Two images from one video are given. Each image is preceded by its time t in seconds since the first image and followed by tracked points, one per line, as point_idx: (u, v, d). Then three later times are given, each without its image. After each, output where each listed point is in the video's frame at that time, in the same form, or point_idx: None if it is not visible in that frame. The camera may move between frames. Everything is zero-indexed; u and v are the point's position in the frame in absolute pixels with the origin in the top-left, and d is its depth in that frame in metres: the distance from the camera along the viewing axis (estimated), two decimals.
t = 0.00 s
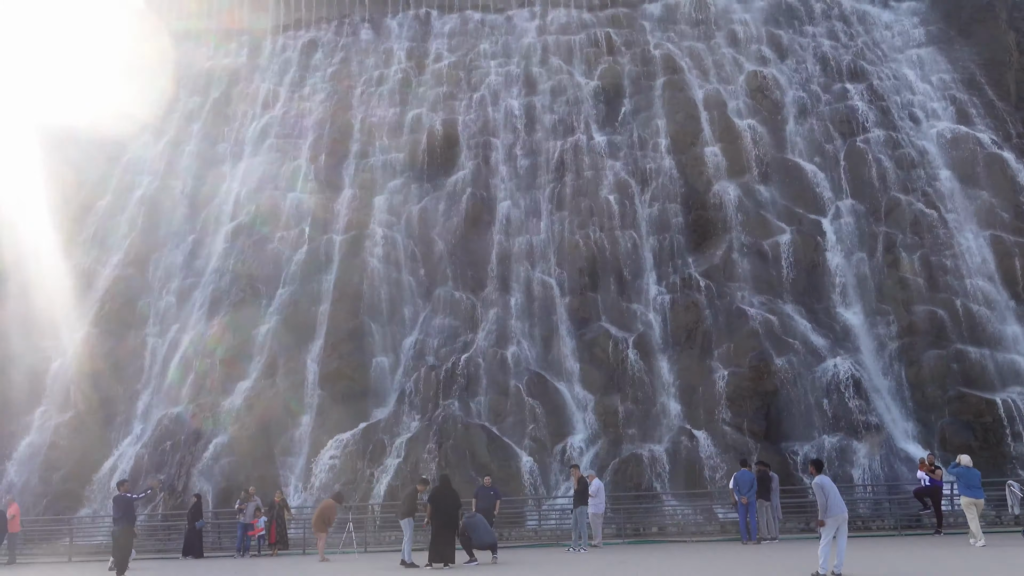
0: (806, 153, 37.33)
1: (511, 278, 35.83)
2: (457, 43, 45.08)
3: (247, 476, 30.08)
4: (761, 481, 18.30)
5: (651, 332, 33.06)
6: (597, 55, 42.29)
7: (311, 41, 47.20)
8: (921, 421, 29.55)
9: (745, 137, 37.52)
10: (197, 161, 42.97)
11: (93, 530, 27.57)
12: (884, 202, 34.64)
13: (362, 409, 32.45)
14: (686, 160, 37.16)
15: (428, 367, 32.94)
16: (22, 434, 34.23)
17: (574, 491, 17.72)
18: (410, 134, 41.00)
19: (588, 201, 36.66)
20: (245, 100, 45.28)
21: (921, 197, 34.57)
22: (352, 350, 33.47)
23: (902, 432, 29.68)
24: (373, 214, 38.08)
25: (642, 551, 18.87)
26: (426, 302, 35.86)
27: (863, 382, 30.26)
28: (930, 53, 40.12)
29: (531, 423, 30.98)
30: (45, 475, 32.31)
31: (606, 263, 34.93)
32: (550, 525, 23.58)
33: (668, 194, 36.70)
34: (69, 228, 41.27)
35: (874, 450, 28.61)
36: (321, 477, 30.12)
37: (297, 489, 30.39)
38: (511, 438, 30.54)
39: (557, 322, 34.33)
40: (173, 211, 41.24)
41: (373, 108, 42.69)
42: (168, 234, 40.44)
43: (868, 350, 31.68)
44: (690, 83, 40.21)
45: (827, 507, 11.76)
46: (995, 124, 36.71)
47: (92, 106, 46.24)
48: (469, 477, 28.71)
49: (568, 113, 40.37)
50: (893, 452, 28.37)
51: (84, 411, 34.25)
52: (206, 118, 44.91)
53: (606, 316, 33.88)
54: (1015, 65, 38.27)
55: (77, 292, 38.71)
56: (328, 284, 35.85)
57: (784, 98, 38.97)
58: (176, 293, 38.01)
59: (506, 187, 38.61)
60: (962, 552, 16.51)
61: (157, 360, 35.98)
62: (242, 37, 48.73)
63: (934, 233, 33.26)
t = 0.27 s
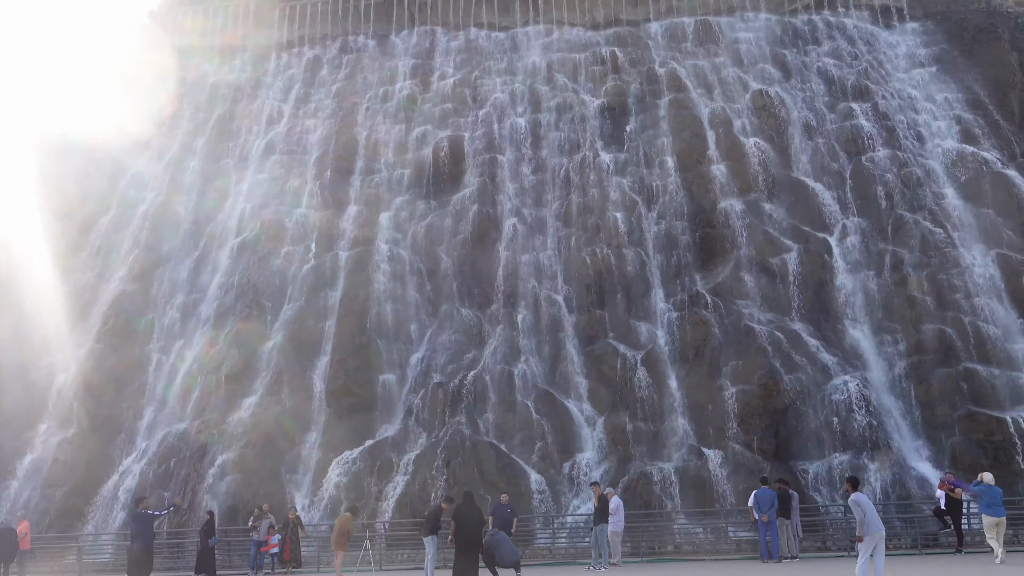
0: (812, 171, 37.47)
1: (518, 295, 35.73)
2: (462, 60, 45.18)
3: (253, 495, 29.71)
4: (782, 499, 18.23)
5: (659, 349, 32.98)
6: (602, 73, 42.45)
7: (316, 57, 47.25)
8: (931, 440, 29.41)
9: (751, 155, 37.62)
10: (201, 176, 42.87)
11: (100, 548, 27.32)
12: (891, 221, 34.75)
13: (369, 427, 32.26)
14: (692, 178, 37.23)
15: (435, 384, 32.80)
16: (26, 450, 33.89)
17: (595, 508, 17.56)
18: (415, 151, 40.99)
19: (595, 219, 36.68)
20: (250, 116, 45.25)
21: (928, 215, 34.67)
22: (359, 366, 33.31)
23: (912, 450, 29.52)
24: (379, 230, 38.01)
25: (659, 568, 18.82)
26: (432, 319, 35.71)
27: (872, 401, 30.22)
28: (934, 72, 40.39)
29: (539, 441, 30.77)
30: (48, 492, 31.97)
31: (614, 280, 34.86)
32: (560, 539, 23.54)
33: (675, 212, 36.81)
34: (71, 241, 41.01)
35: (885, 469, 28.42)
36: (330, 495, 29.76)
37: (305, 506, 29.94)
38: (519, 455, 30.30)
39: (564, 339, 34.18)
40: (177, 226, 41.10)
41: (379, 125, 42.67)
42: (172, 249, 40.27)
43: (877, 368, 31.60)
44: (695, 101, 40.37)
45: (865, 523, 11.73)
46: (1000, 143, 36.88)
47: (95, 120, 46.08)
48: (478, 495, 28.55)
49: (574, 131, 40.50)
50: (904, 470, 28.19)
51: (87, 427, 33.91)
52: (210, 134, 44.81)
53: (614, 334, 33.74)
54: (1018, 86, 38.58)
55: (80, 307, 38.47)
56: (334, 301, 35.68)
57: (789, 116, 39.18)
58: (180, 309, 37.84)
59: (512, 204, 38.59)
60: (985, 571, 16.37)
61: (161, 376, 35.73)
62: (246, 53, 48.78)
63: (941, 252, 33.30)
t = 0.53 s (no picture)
0: (821, 189, 37.66)
1: (527, 312, 35.64)
2: (469, 78, 45.34)
3: (263, 512, 29.25)
4: (806, 517, 18.06)
5: (669, 367, 32.92)
6: (610, 91, 42.60)
7: (323, 73, 47.33)
8: (943, 459, 29.24)
9: (760, 173, 37.69)
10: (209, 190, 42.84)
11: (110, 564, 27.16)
12: (900, 240, 34.87)
13: (377, 443, 31.90)
14: (702, 196, 37.31)
15: (445, 401, 32.67)
16: (31, 464, 33.65)
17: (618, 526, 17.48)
18: (423, 167, 41.03)
19: (604, 236, 36.71)
20: (257, 132, 45.29)
21: (937, 234, 34.77)
22: (368, 382, 33.07)
23: (924, 469, 29.35)
24: (388, 247, 37.99)
25: None
26: (441, 335, 35.61)
27: (884, 420, 30.17)
28: (942, 92, 40.69)
29: (550, 458, 30.59)
30: (53, 507, 31.70)
31: (623, 297, 34.85)
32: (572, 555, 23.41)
33: (684, 230, 36.95)
34: (79, 253, 40.73)
35: (899, 489, 28.18)
36: (340, 512, 29.52)
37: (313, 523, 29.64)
38: (530, 473, 30.13)
39: (574, 356, 34.08)
40: (185, 241, 41.03)
41: (386, 141, 42.71)
42: (179, 264, 40.17)
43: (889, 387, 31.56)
44: (703, 119, 40.56)
45: (909, 543, 12.96)
46: (1008, 162, 37.02)
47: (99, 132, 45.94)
48: (488, 511, 28.21)
49: (582, 149, 40.66)
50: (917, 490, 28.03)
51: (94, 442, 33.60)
52: (217, 149, 44.76)
53: (624, 351, 33.63)
54: None
55: (87, 321, 38.20)
56: (343, 316, 35.52)
57: (797, 135, 39.43)
58: (187, 324, 37.71)
59: (521, 220, 38.60)
60: None
61: (168, 391, 35.50)
62: (253, 68, 48.90)
63: (951, 271, 33.34)
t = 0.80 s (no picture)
0: (831, 205, 37.80)
1: (538, 325, 35.50)
2: (478, 92, 45.42)
3: (273, 525, 29.08)
4: (833, 532, 17.91)
5: (681, 381, 32.83)
6: (619, 106, 42.73)
7: (331, 86, 47.26)
8: (958, 475, 28.96)
9: (769, 189, 37.96)
10: (217, 202, 42.59)
11: None
12: (911, 256, 34.91)
13: (389, 457, 31.89)
14: (712, 211, 37.36)
15: (456, 414, 32.53)
16: (37, 478, 33.25)
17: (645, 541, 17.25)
18: (433, 180, 41.00)
19: (614, 250, 36.69)
20: (265, 145, 45.19)
21: (948, 250, 34.83)
22: (379, 397, 33.06)
23: (939, 486, 29.10)
24: (398, 260, 37.93)
25: None
26: (452, 348, 35.48)
27: (898, 436, 30.03)
28: (950, 109, 40.98)
29: (563, 472, 30.39)
30: (61, 521, 31.48)
31: (634, 311, 34.80)
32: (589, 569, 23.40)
33: (695, 245, 36.97)
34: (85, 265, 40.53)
35: (914, 504, 28.09)
36: (351, 527, 29.30)
37: (324, 538, 29.51)
38: (543, 488, 29.91)
39: (585, 370, 33.94)
40: (193, 254, 40.79)
41: (395, 154, 42.63)
42: (188, 276, 39.97)
43: (902, 403, 31.40)
44: (713, 135, 40.74)
45: (955, 558, 12.26)
46: (1017, 179, 37.10)
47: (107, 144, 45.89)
48: (501, 527, 28.12)
49: (591, 163, 40.77)
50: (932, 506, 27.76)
51: (101, 455, 33.38)
52: (225, 162, 44.74)
53: (636, 366, 33.50)
54: None
55: (94, 333, 37.97)
56: (353, 329, 35.27)
57: (807, 150, 39.63)
58: (195, 335, 37.49)
59: (531, 234, 38.56)
60: None
61: (175, 404, 35.25)
62: (261, 81, 48.89)
63: (963, 287, 33.33)
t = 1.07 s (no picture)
0: (839, 216, 37.87)
1: (547, 335, 35.43)
2: (485, 102, 45.45)
3: (283, 535, 28.87)
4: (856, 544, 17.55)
5: (691, 392, 32.75)
6: (626, 117, 42.88)
7: (338, 96, 47.18)
8: (970, 487, 28.86)
9: (777, 200, 38.05)
10: (223, 210, 42.28)
11: None
12: (920, 267, 34.95)
13: (399, 467, 31.77)
14: (721, 222, 37.43)
15: (465, 425, 32.42)
16: (43, 488, 32.97)
17: (668, 553, 17.06)
18: (440, 191, 40.98)
19: (623, 261, 36.70)
20: (273, 154, 45.14)
21: (957, 262, 34.85)
22: (387, 407, 32.98)
23: (951, 498, 28.97)
24: (406, 270, 37.83)
25: None
26: (460, 359, 35.36)
27: (909, 448, 29.98)
28: (957, 121, 41.12)
29: (573, 483, 30.26)
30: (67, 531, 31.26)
31: (644, 322, 34.75)
32: None
33: (704, 256, 36.95)
34: (92, 274, 40.43)
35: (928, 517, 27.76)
36: (361, 537, 29.15)
37: (335, 549, 29.32)
38: (553, 499, 29.75)
39: (595, 381, 33.85)
40: (199, 263, 40.54)
41: (403, 164, 42.53)
42: (194, 284, 39.69)
43: (912, 414, 31.28)
44: (720, 146, 40.89)
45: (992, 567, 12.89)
46: None
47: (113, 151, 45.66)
48: (512, 538, 27.95)
49: (599, 174, 40.87)
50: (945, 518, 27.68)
51: (107, 465, 33.20)
52: (232, 171, 44.55)
53: (645, 377, 33.31)
54: None
55: (101, 344, 37.87)
56: (362, 339, 35.21)
57: (814, 162, 39.77)
58: (202, 344, 37.24)
59: (540, 245, 38.51)
60: None
61: (182, 413, 35.01)
62: (267, 91, 48.86)
63: (973, 298, 33.20)
